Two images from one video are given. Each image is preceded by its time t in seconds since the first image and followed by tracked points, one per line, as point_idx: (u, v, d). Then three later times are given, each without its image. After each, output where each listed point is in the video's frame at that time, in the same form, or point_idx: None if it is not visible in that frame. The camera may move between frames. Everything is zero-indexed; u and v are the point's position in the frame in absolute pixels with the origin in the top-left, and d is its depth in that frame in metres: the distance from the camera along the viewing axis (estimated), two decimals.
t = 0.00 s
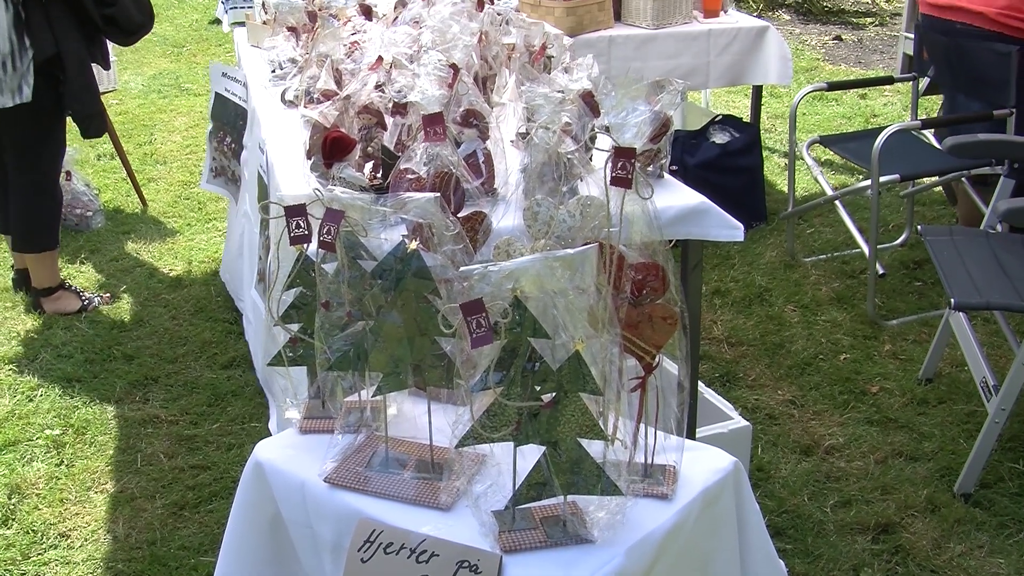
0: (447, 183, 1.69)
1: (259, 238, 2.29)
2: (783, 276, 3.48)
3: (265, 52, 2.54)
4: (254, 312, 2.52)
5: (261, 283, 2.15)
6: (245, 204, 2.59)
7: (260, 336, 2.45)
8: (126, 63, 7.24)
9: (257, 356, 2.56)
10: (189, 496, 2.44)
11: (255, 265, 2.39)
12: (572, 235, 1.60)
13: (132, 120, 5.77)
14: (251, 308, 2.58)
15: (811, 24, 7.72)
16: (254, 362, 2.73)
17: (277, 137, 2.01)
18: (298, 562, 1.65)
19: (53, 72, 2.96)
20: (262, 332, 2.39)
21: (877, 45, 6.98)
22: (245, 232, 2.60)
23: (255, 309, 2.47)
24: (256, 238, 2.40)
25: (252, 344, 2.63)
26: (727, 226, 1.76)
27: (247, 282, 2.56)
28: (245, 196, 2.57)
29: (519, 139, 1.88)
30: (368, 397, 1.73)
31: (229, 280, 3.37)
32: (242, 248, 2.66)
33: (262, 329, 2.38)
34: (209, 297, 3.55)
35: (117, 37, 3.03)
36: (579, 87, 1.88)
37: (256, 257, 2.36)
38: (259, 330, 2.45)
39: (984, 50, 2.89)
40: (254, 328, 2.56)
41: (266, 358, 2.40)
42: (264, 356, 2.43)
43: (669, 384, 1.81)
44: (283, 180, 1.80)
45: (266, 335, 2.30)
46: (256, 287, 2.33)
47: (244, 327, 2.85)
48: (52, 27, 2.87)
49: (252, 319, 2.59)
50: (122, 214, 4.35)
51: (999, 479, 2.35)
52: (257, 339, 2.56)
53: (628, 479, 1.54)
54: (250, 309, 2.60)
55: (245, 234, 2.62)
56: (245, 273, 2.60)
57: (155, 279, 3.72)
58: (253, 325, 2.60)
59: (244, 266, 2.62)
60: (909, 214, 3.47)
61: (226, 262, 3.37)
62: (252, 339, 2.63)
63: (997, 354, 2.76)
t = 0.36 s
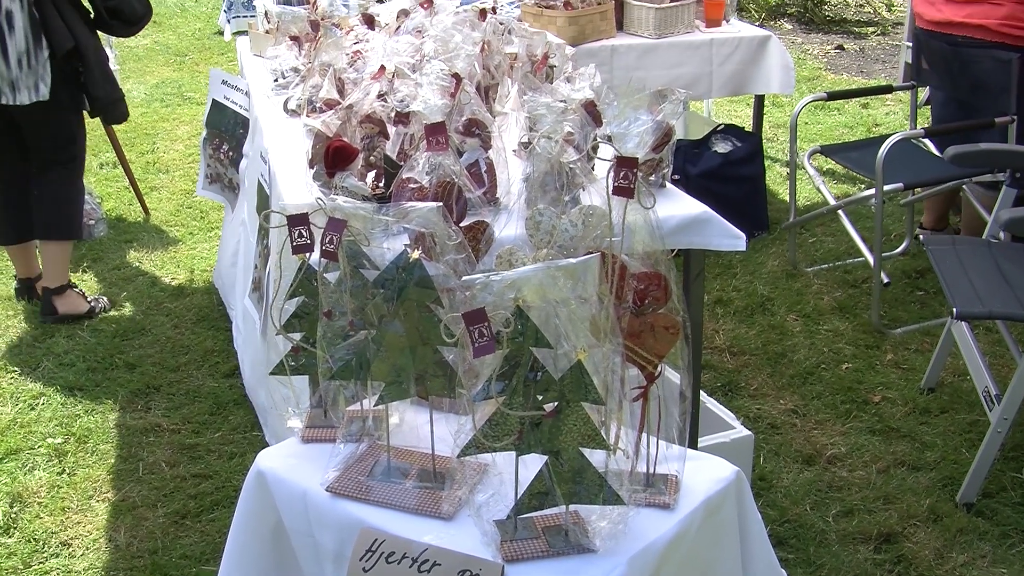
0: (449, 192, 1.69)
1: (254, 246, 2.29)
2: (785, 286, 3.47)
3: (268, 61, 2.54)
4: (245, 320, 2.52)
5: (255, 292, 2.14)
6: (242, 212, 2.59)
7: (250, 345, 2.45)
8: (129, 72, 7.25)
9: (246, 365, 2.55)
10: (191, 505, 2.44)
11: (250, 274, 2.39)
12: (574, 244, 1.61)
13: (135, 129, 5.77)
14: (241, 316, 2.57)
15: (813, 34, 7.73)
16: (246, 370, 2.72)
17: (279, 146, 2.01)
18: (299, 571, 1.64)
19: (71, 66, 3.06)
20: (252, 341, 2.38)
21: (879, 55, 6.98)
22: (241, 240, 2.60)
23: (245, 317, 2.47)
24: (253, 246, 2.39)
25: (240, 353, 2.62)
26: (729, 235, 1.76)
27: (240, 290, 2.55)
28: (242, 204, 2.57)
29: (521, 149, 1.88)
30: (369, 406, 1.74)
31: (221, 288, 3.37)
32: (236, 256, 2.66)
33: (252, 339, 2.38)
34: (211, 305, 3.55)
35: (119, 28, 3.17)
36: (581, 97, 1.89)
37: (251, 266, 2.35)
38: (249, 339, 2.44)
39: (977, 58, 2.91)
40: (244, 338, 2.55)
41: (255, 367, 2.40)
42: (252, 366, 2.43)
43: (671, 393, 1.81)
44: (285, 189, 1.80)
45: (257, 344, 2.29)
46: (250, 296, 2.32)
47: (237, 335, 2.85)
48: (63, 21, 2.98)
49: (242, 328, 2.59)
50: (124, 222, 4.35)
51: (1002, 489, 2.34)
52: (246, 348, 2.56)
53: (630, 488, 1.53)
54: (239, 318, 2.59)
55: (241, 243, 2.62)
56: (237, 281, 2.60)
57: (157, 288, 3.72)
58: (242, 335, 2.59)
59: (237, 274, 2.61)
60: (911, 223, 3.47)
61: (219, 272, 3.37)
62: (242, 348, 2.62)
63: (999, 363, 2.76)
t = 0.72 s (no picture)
0: (451, 203, 1.69)
1: (249, 256, 2.29)
2: (786, 295, 3.47)
3: (270, 71, 2.54)
4: (240, 329, 2.51)
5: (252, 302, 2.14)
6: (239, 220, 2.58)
7: (245, 355, 2.44)
8: (131, 81, 7.25)
9: (240, 374, 2.55)
10: (192, 515, 2.43)
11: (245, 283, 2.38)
12: (576, 254, 1.61)
13: (137, 138, 5.78)
14: (236, 325, 2.57)
15: (814, 44, 7.74)
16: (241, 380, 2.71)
17: (282, 156, 2.01)
18: None
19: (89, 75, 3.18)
20: (247, 351, 2.38)
21: (880, 64, 6.99)
22: (236, 248, 2.60)
23: (239, 327, 2.46)
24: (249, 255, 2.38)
25: (234, 362, 2.62)
26: (731, 246, 1.77)
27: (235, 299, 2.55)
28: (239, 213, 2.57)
29: (523, 159, 1.87)
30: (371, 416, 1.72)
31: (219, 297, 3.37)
32: (231, 265, 2.66)
33: (247, 348, 2.38)
34: (213, 314, 3.55)
35: (122, 32, 3.29)
36: (583, 106, 1.88)
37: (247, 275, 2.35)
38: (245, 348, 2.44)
39: (986, 69, 2.90)
40: (238, 347, 2.55)
41: (250, 377, 2.40)
42: (246, 375, 2.42)
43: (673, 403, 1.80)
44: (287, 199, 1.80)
45: (252, 354, 2.28)
46: (246, 306, 2.32)
47: (234, 344, 2.84)
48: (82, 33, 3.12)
49: (238, 338, 2.58)
50: (126, 232, 4.35)
51: (1004, 499, 2.34)
52: (241, 358, 2.56)
53: (632, 498, 1.53)
54: (234, 327, 2.58)
55: (236, 251, 2.61)
56: (231, 290, 2.59)
57: (159, 297, 3.72)
58: (237, 344, 2.59)
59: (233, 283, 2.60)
60: (913, 232, 3.47)
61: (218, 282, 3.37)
62: (236, 357, 2.62)
63: (1001, 373, 2.76)
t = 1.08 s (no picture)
0: (454, 211, 1.69)
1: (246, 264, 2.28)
2: (789, 304, 3.47)
3: (273, 79, 2.54)
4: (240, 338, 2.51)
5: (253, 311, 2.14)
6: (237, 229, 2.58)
7: (244, 362, 2.44)
8: (134, 88, 7.26)
9: (238, 382, 2.54)
10: (194, 523, 2.43)
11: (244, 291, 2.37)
12: (579, 263, 1.61)
13: (140, 146, 5.78)
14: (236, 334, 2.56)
15: (817, 52, 7.75)
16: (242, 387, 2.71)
17: (285, 165, 2.01)
18: None
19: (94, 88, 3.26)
20: (246, 359, 2.38)
21: (883, 73, 6.99)
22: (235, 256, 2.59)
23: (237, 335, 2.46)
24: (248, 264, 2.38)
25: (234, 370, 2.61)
26: (734, 254, 1.77)
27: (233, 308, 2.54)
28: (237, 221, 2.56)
29: (526, 168, 1.88)
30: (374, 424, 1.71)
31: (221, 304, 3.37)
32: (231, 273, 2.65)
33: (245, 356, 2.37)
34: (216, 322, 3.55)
35: (105, 59, 3.36)
36: (586, 115, 1.88)
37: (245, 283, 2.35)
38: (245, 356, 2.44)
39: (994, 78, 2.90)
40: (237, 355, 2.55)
41: (248, 383, 2.39)
42: (245, 382, 2.42)
43: (675, 412, 1.80)
44: (290, 207, 1.79)
45: (252, 360, 2.28)
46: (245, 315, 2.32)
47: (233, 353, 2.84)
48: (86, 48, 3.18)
49: (236, 345, 2.58)
50: (129, 239, 4.36)
51: (1007, 508, 2.34)
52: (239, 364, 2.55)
53: (634, 507, 1.53)
54: (233, 335, 2.58)
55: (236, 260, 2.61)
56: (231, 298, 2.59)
57: (162, 305, 3.72)
58: (235, 351, 2.58)
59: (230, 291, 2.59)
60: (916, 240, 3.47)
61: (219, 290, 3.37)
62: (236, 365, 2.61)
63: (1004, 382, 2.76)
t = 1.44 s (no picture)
0: (457, 222, 1.69)
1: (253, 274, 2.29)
2: (792, 314, 3.47)
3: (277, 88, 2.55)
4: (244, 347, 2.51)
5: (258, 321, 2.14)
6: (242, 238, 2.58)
7: (249, 372, 2.44)
8: (138, 98, 7.28)
9: (243, 391, 2.55)
10: (197, 532, 2.43)
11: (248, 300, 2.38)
12: (582, 273, 1.61)
13: (144, 156, 5.79)
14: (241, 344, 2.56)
15: (820, 62, 7.76)
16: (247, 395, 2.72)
17: (289, 175, 2.01)
18: None
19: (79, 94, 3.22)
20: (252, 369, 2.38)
21: (886, 83, 7.00)
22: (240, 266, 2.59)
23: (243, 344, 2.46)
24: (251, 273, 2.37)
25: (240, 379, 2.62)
26: (737, 264, 1.76)
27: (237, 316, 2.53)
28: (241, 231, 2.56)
29: (530, 178, 1.87)
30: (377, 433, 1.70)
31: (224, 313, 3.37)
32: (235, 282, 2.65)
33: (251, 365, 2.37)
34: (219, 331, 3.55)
35: (89, 60, 3.31)
36: (589, 125, 1.88)
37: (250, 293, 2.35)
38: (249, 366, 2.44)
39: (993, 87, 2.90)
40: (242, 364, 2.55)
41: (253, 392, 2.40)
42: (251, 392, 2.42)
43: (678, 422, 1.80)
44: (294, 216, 1.79)
45: (257, 369, 2.28)
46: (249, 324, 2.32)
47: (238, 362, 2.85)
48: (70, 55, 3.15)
49: (242, 354, 2.58)
50: (132, 249, 4.36)
51: (1011, 518, 2.34)
52: (245, 373, 2.56)
53: (637, 517, 1.53)
54: (238, 343, 2.58)
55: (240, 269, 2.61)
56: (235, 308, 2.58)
57: (165, 314, 3.72)
58: (242, 361, 2.59)
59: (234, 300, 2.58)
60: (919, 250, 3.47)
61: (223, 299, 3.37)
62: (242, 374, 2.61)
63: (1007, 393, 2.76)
